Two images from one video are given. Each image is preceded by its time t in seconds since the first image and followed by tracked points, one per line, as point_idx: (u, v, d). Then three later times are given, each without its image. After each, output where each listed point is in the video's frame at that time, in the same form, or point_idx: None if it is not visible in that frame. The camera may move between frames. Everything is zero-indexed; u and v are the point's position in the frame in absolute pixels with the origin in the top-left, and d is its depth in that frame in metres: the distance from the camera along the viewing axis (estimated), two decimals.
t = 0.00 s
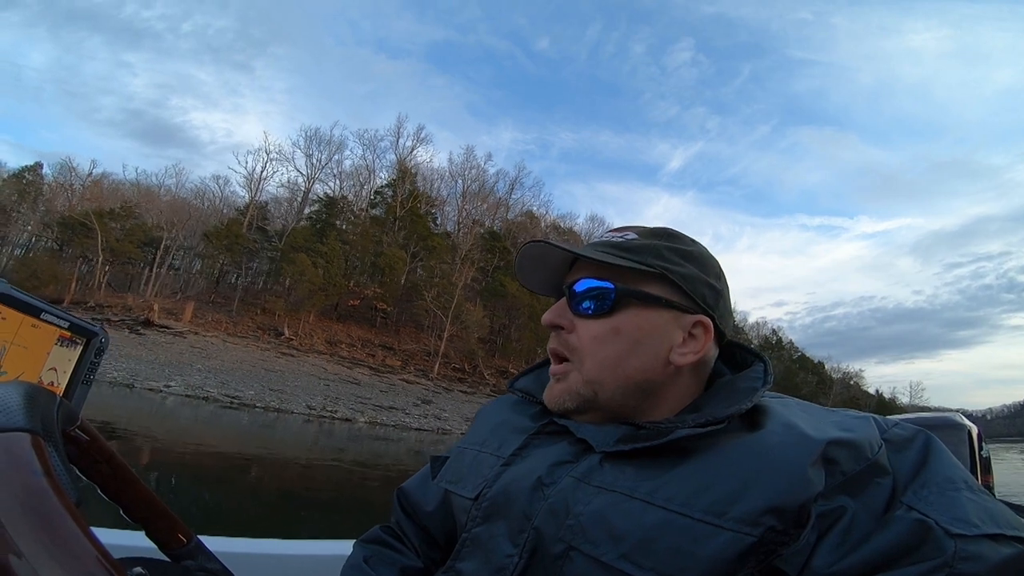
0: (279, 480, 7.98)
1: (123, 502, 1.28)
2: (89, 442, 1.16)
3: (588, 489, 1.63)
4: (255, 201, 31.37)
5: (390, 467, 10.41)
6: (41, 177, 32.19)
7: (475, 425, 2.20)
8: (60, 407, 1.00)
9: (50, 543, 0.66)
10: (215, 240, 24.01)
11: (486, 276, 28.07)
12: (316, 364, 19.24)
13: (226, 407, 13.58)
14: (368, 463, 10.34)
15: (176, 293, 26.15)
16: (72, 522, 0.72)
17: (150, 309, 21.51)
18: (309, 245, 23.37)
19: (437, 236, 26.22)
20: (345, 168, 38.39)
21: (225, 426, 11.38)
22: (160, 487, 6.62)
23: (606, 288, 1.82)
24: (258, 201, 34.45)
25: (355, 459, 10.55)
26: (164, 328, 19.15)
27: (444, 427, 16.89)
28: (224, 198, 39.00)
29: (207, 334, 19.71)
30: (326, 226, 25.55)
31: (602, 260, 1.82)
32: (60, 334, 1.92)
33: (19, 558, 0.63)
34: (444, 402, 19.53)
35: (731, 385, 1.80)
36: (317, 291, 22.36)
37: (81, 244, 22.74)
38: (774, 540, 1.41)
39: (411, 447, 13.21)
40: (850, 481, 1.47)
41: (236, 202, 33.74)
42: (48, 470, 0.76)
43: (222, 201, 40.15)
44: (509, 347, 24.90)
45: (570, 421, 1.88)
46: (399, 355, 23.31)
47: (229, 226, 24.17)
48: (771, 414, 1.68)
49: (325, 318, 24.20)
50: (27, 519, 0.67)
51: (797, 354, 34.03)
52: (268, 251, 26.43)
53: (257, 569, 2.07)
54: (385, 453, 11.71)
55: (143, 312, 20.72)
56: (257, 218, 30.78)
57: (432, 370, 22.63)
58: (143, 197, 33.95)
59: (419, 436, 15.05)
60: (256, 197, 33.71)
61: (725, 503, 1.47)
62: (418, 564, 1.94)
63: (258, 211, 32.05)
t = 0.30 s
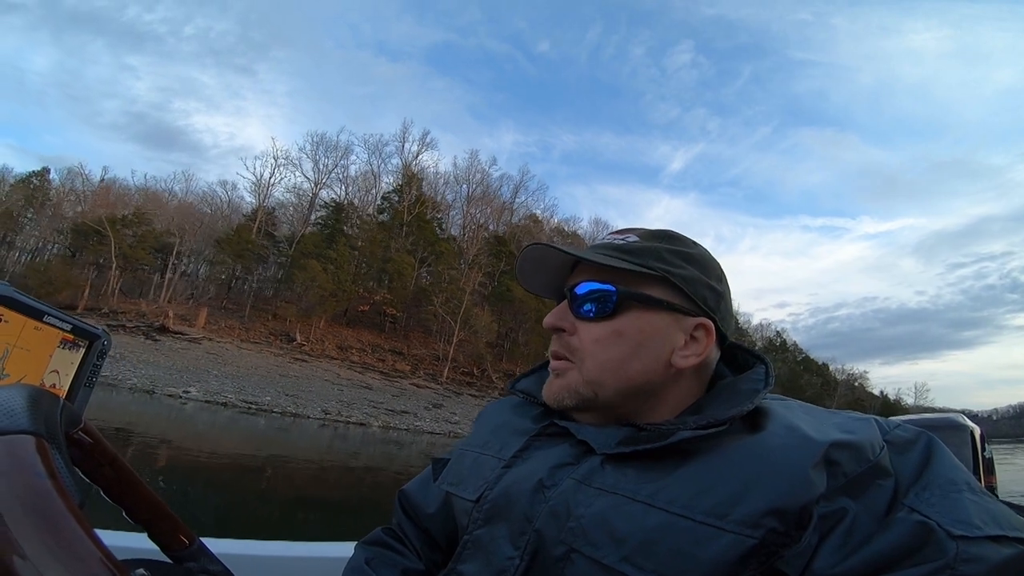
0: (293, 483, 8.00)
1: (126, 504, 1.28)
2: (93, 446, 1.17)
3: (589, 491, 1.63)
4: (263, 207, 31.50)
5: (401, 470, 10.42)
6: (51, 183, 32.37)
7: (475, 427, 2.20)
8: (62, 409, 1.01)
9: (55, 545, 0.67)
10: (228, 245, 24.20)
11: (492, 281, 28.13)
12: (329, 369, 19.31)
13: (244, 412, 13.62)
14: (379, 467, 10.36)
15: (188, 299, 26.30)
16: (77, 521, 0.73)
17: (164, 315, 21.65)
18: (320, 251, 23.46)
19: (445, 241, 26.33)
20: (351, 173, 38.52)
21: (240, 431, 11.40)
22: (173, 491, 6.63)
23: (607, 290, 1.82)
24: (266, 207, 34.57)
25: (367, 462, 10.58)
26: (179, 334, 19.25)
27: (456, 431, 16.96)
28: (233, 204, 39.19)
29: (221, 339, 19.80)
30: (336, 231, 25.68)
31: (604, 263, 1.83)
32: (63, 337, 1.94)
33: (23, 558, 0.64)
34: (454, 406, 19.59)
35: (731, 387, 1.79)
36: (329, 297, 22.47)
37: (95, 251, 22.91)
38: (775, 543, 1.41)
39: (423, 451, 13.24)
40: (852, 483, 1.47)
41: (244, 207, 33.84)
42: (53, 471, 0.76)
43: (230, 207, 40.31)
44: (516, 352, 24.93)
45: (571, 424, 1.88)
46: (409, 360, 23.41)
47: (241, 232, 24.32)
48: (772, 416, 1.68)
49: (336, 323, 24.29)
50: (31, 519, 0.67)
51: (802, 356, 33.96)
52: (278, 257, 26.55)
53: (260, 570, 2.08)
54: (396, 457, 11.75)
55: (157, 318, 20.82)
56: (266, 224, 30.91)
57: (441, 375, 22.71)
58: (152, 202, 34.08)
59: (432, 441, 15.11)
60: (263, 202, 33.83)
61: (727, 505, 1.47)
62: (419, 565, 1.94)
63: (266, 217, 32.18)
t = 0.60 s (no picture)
0: (304, 487, 7.99)
1: (125, 507, 1.28)
2: (94, 449, 1.17)
3: (591, 493, 1.63)
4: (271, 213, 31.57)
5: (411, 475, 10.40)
6: (59, 188, 32.46)
7: (477, 430, 2.20)
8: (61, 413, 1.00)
9: (58, 548, 0.67)
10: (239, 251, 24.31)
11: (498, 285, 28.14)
12: (340, 374, 19.35)
13: (260, 417, 13.64)
14: (390, 470, 10.35)
15: (200, 305, 26.39)
16: (80, 525, 0.73)
17: (177, 321, 21.74)
18: (330, 256, 23.47)
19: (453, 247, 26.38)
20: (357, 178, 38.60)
21: (256, 436, 11.42)
22: (184, 494, 6.62)
23: (621, 293, 1.81)
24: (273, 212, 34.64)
25: (378, 466, 10.58)
26: (193, 339, 19.29)
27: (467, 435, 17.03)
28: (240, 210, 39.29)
29: (234, 345, 19.85)
30: (344, 237, 25.73)
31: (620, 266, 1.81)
32: (64, 341, 1.93)
33: (26, 561, 0.64)
34: (464, 410, 19.61)
35: (732, 390, 1.78)
36: (339, 304, 22.52)
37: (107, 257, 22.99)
38: (777, 544, 1.40)
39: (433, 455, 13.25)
40: (854, 484, 1.46)
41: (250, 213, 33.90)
42: (55, 475, 0.76)
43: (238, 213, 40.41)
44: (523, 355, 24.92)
45: (572, 427, 1.87)
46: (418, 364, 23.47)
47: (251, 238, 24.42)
48: (773, 418, 1.68)
49: (346, 328, 24.35)
50: (35, 521, 0.68)
51: (802, 356, 33.82)
52: (287, 262, 26.63)
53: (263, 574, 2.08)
54: (406, 460, 11.76)
55: (171, 325, 20.88)
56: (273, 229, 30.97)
57: (450, 379, 22.75)
58: (161, 208, 34.21)
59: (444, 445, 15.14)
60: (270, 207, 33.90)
61: (729, 507, 1.47)
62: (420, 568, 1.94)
63: (273, 222, 32.24)
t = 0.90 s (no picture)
0: (316, 489, 8.00)
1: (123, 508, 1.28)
2: (93, 449, 1.17)
3: (591, 495, 1.63)
4: (278, 216, 31.57)
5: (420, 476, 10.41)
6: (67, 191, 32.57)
7: (476, 432, 2.19)
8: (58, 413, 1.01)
9: (54, 548, 0.67)
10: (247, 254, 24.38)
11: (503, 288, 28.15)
12: (351, 377, 19.37)
13: (274, 419, 13.68)
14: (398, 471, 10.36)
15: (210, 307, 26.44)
16: (77, 526, 0.73)
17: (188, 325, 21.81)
18: (339, 260, 23.41)
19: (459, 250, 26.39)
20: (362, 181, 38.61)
21: (271, 438, 11.44)
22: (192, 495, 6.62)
23: (690, 301, 1.86)
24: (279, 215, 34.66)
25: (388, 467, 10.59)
26: (205, 342, 19.32)
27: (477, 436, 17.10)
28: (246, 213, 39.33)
29: (245, 348, 19.89)
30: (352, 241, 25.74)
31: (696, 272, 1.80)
32: (63, 341, 1.94)
33: (22, 562, 0.64)
34: (473, 412, 19.65)
35: (735, 394, 1.78)
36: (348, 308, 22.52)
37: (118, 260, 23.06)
38: (778, 544, 1.40)
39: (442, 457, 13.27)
40: (854, 485, 1.46)
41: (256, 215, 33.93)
42: (54, 476, 0.77)
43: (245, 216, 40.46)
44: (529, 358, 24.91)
45: (575, 429, 1.87)
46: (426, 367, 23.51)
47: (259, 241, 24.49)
48: (773, 420, 1.68)
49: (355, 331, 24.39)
50: (32, 521, 0.68)
51: (808, 360, 33.73)
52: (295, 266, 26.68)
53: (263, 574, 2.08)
54: (415, 462, 11.78)
55: (183, 329, 20.97)
56: (280, 232, 30.97)
57: (457, 381, 22.77)
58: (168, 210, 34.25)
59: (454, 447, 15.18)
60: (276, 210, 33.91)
61: (728, 508, 1.46)
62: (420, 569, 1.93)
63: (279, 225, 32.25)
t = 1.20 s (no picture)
0: (326, 489, 8.01)
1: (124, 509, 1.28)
2: (93, 449, 1.17)
3: (593, 495, 1.62)
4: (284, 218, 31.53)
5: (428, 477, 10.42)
6: (74, 192, 32.55)
7: (477, 432, 2.19)
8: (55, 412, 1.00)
9: (53, 547, 0.67)
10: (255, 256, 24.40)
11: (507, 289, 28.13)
12: (360, 379, 19.40)
13: (288, 421, 13.71)
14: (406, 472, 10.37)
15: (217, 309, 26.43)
16: (78, 526, 0.73)
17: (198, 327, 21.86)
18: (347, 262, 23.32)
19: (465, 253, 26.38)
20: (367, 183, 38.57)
21: (283, 439, 11.47)
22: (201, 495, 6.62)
23: (690, 299, 1.86)
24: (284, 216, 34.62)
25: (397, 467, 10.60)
26: (216, 345, 19.31)
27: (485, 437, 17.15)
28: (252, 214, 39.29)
29: (254, 350, 19.90)
30: (360, 244, 25.73)
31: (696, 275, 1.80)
32: (63, 341, 1.95)
33: (22, 561, 0.64)
34: (480, 413, 19.68)
35: (736, 394, 1.78)
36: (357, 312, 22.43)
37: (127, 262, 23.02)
38: (780, 544, 1.40)
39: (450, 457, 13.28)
40: (856, 485, 1.46)
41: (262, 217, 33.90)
42: (54, 477, 0.76)
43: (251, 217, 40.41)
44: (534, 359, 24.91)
45: (576, 430, 1.86)
46: (433, 369, 23.55)
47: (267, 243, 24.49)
48: (775, 420, 1.67)
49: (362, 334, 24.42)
50: (31, 520, 0.68)
51: (810, 361, 33.63)
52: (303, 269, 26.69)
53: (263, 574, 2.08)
54: (424, 462, 11.82)
55: (193, 331, 21.01)
56: (285, 234, 30.93)
57: (464, 383, 22.81)
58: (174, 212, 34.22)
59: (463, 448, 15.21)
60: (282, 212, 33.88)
61: (731, 508, 1.46)
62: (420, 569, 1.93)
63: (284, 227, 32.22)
